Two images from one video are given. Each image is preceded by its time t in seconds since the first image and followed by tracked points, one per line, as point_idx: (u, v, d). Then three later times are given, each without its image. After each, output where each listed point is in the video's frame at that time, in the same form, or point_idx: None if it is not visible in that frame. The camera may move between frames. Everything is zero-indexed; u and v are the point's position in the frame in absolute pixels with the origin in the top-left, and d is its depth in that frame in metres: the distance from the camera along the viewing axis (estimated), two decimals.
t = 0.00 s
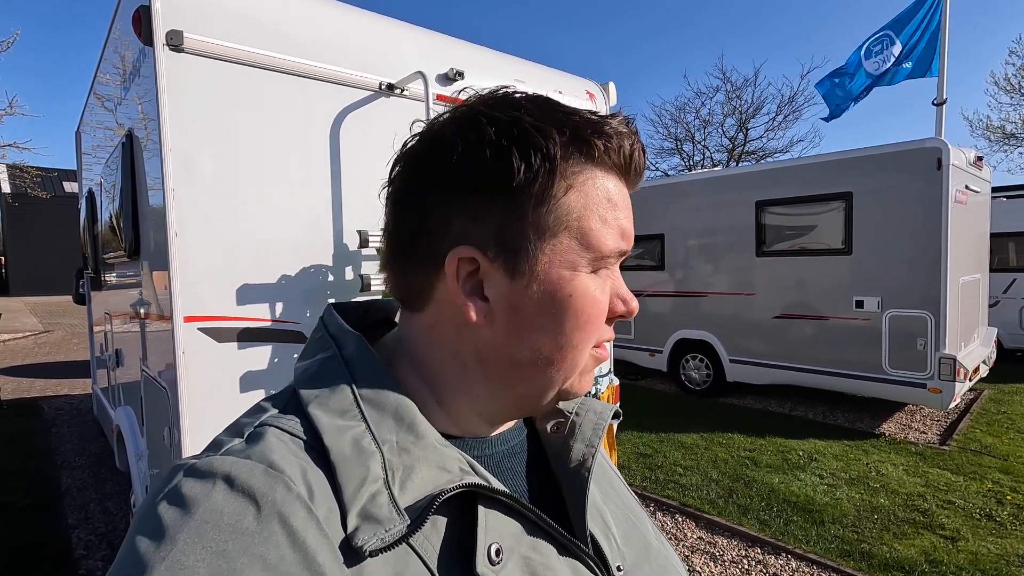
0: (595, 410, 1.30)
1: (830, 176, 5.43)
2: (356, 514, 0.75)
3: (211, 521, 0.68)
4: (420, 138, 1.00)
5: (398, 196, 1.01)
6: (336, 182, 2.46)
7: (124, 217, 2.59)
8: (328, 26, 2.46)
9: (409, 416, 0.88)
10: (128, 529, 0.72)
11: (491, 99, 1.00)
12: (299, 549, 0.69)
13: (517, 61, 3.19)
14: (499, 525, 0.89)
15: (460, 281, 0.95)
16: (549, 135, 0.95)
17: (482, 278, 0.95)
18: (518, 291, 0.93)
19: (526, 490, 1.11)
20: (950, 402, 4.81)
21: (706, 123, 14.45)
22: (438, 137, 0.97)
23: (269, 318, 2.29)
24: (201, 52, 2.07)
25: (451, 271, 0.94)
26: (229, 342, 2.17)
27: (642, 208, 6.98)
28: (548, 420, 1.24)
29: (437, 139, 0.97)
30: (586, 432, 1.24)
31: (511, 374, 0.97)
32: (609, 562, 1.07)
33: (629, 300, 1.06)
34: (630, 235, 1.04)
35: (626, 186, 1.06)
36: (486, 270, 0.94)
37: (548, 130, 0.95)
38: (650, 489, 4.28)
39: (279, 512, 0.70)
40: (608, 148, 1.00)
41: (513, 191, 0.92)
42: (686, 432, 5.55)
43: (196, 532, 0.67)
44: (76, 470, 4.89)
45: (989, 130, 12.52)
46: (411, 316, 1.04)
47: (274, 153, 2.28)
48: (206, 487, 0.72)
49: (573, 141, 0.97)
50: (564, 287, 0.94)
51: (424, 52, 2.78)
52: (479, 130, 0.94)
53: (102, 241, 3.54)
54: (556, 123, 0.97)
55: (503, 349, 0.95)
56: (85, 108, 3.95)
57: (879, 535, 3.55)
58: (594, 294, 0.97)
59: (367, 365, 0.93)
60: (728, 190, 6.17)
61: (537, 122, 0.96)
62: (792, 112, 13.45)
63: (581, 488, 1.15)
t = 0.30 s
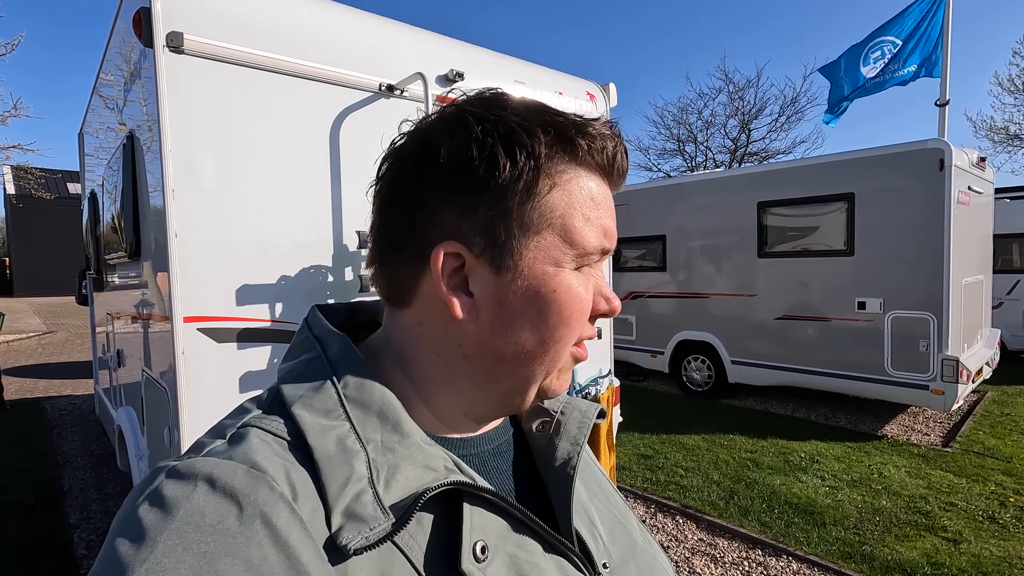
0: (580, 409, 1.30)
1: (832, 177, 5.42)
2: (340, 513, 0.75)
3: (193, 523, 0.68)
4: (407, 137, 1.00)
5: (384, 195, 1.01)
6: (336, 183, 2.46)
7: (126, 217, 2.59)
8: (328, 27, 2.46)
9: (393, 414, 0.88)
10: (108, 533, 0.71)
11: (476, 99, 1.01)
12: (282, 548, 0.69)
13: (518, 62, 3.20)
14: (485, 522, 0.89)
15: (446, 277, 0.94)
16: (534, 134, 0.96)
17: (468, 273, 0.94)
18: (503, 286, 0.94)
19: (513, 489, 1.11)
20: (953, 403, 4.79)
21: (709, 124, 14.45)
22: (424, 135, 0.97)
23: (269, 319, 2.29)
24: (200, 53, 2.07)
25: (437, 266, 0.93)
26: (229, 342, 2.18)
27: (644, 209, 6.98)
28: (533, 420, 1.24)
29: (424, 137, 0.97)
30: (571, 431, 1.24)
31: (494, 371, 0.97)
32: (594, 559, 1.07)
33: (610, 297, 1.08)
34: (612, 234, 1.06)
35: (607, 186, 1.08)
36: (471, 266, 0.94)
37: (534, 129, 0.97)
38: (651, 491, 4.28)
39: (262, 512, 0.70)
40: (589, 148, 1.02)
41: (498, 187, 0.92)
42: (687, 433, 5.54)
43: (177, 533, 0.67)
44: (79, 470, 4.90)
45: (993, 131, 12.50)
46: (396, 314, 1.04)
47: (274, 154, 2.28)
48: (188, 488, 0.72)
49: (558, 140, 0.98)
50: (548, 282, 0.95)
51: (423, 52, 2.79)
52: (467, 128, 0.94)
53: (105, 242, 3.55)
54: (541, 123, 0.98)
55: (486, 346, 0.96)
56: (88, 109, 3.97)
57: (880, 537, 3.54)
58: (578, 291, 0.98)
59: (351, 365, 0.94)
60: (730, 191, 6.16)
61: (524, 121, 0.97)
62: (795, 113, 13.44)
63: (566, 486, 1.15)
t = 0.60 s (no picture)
0: (580, 407, 1.31)
1: (832, 178, 5.42)
2: (339, 503, 0.75)
3: (193, 512, 0.68)
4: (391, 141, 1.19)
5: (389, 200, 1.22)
6: (335, 183, 2.46)
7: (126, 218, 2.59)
8: (328, 27, 2.46)
9: (390, 409, 0.90)
10: (109, 523, 0.71)
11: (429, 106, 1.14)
12: (281, 538, 0.68)
13: (518, 63, 3.20)
14: (483, 517, 0.89)
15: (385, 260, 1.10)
16: (437, 118, 1.01)
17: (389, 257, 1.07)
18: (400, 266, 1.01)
19: (512, 487, 1.11)
20: (954, 404, 4.78)
21: (709, 125, 14.46)
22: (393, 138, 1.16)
23: (268, 319, 2.30)
24: (200, 53, 2.07)
25: (377, 253, 1.11)
26: (229, 342, 2.18)
27: (644, 210, 6.98)
28: (533, 418, 1.24)
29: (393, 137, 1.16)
30: (570, 429, 1.24)
31: (414, 353, 1.00)
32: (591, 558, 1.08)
33: (528, 284, 0.97)
34: (521, 211, 0.97)
35: (525, 158, 0.99)
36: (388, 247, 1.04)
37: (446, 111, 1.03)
38: (651, 492, 4.27)
39: (262, 502, 0.70)
40: (481, 124, 0.99)
41: (406, 170, 1.02)
42: (688, 434, 5.54)
43: (177, 522, 0.67)
44: (79, 471, 4.90)
45: (993, 133, 12.50)
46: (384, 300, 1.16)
47: (274, 154, 2.29)
48: (188, 478, 0.71)
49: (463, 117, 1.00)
50: (426, 261, 0.96)
51: (423, 53, 2.79)
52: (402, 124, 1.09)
53: (104, 243, 3.56)
54: (445, 107, 1.02)
55: (402, 327, 1.01)
56: (88, 110, 3.97)
57: (880, 538, 3.53)
58: (463, 270, 0.94)
59: (351, 361, 0.96)
60: (730, 192, 6.16)
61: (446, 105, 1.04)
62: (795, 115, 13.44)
63: (565, 484, 1.15)
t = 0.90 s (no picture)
0: (587, 407, 1.31)
1: (831, 179, 5.43)
2: (343, 499, 0.75)
3: (198, 505, 0.68)
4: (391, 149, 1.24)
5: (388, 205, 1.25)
6: (336, 183, 2.46)
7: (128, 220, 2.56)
8: (328, 27, 2.46)
9: (391, 404, 0.91)
10: (116, 518, 0.71)
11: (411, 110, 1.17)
12: (285, 532, 0.68)
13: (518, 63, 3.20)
14: (487, 515, 0.89)
15: (374, 262, 1.12)
16: (405, 117, 1.04)
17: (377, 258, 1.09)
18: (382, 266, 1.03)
19: (517, 486, 1.11)
20: (952, 404, 4.79)
21: (708, 126, 14.49)
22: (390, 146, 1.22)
23: (268, 319, 2.29)
24: (200, 53, 2.07)
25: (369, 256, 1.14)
26: (229, 343, 2.18)
27: (643, 211, 6.98)
28: (539, 417, 1.25)
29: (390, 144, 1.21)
30: (577, 428, 1.24)
31: (397, 353, 1.01)
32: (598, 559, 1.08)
33: (495, 278, 0.96)
34: (483, 205, 0.96)
35: (487, 153, 0.99)
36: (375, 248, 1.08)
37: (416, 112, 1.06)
38: (650, 492, 4.28)
39: (266, 496, 0.70)
40: (443, 121, 1.00)
41: (384, 174, 1.06)
42: (687, 435, 5.53)
43: (182, 516, 0.67)
44: (77, 472, 4.89)
45: (991, 134, 12.52)
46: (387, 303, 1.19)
47: (274, 154, 2.28)
48: (193, 472, 0.71)
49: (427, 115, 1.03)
50: (399, 261, 0.98)
51: (423, 53, 2.79)
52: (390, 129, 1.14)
53: (104, 244, 3.55)
54: (413, 109, 1.04)
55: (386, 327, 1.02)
56: (88, 110, 3.95)
57: (880, 538, 3.53)
58: (428, 265, 0.95)
59: (356, 358, 0.97)
60: (730, 193, 6.16)
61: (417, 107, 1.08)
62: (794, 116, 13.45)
63: (571, 484, 1.15)
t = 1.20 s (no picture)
0: (596, 407, 1.31)
1: (830, 180, 5.45)
2: (355, 497, 0.76)
3: (214, 503, 0.69)
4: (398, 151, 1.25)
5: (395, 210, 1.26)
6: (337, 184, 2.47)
7: (128, 222, 2.55)
8: (329, 29, 2.46)
9: (401, 404, 0.91)
10: (133, 515, 0.72)
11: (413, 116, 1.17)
12: (299, 530, 0.70)
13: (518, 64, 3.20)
14: (498, 514, 0.90)
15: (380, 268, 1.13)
16: (407, 124, 1.05)
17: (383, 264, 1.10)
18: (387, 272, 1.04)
19: (526, 486, 1.12)
20: (951, 405, 4.80)
21: (706, 127, 14.52)
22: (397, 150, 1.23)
23: (269, 321, 2.29)
24: (202, 54, 2.07)
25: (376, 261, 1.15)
26: (230, 344, 2.18)
27: (642, 212, 6.99)
28: (548, 418, 1.25)
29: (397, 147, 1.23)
30: (587, 428, 1.24)
31: (403, 358, 1.01)
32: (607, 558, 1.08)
33: (497, 284, 0.97)
34: (484, 211, 0.97)
35: (487, 158, 0.99)
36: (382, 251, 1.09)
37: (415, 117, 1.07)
38: (650, 493, 4.28)
39: (280, 494, 0.71)
40: (442, 129, 1.01)
41: (387, 180, 1.07)
42: (686, 435, 5.54)
43: (199, 514, 0.68)
44: (75, 473, 4.87)
45: (988, 135, 12.55)
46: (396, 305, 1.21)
47: (276, 155, 2.29)
48: (209, 471, 0.73)
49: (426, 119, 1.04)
50: (402, 267, 0.99)
51: (423, 54, 2.79)
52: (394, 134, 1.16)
53: (103, 245, 3.54)
54: (412, 117, 1.05)
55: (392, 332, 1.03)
56: (88, 111, 3.93)
57: (879, 539, 3.54)
58: (429, 272, 0.96)
59: (367, 359, 0.97)
60: (728, 194, 6.18)
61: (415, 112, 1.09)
62: (792, 117, 13.46)
63: (580, 485, 1.16)
